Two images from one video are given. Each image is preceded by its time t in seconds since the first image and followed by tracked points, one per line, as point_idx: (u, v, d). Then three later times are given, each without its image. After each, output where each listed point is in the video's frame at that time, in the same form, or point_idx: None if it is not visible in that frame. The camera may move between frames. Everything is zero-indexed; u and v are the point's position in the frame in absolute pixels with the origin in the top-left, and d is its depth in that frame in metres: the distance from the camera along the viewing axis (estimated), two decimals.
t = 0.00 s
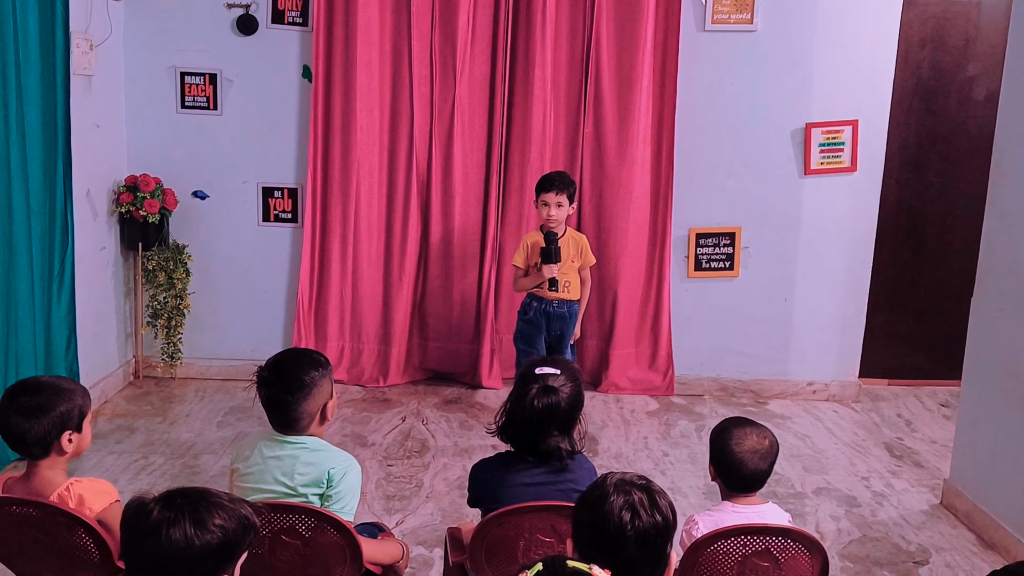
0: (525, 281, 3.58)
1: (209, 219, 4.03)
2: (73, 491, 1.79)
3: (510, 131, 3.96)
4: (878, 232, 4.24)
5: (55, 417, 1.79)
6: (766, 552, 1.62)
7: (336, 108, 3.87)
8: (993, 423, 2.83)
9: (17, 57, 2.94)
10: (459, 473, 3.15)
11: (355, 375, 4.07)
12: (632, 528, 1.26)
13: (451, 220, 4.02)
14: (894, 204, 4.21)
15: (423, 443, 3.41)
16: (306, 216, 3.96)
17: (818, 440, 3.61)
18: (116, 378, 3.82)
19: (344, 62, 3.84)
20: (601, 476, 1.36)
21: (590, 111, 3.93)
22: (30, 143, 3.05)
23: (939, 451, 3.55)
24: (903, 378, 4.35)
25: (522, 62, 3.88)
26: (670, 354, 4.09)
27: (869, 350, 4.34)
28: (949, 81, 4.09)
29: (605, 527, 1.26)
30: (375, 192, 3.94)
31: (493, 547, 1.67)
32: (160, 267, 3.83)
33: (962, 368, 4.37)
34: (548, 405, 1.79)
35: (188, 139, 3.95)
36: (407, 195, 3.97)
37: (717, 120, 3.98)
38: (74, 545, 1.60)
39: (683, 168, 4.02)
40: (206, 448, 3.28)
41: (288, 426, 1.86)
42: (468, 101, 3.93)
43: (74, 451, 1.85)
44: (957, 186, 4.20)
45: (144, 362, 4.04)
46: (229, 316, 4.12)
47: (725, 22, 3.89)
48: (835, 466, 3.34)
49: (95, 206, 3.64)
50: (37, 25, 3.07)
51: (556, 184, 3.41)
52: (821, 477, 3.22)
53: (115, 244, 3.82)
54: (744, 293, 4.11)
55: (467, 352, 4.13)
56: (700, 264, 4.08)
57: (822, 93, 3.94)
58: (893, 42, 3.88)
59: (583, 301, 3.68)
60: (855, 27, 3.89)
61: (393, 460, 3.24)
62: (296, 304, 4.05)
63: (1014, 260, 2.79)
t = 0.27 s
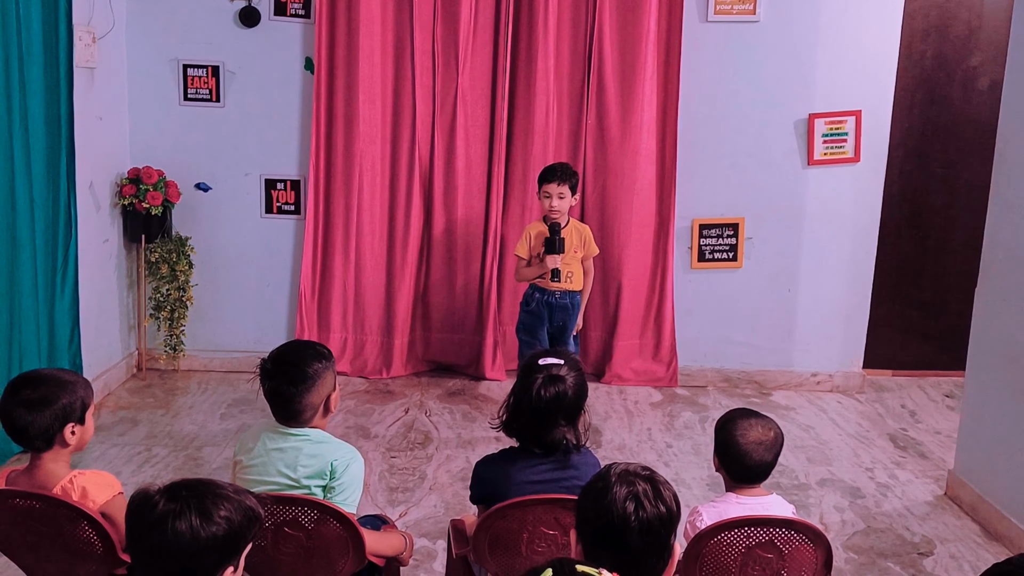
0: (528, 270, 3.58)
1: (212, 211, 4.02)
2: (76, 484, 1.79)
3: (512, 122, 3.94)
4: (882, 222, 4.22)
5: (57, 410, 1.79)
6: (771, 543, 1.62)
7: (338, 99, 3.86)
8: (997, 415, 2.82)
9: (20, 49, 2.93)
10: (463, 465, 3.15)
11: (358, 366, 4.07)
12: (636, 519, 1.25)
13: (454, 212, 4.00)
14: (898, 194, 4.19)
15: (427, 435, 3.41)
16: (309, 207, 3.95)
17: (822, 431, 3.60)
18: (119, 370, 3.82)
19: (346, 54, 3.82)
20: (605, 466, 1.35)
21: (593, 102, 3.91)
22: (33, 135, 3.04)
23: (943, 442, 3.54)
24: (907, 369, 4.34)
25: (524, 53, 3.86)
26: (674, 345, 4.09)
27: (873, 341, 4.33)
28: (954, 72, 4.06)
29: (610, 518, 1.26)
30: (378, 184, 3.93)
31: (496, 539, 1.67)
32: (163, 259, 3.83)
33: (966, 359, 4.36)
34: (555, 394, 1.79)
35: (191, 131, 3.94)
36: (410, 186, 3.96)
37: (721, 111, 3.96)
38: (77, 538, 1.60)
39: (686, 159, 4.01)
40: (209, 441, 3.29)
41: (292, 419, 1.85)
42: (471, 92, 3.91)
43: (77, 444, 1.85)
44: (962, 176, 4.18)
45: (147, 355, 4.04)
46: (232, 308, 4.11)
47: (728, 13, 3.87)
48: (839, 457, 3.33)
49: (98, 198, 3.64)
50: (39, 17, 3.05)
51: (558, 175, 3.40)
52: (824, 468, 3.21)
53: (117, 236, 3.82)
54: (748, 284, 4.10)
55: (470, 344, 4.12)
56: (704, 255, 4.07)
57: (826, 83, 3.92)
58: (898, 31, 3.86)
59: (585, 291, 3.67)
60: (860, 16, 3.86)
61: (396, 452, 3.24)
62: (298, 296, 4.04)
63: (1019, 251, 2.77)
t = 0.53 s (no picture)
0: (530, 262, 3.58)
1: (215, 204, 4.02)
2: (80, 474, 1.80)
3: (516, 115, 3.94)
4: (885, 216, 4.22)
5: (61, 401, 1.80)
6: (772, 536, 1.62)
7: (341, 92, 3.86)
8: (998, 410, 2.83)
9: (23, 40, 2.93)
10: (465, 457, 3.16)
11: (361, 359, 4.08)
12: (639, 511, 1.26)
13: (457, 205, 4.01)
14: (901, 188, 4.19)
15: (429, 427, 3.42)
16: (312, 200, 3.95)
17: (823, 425, 3.61)
18: (122, 362, 3.83)
19: (349, 46, 3.82)
20: (608, 459, 1.36)
21: (597, 96, 3.91)
22: (36, 127, 3.04)
23: (945, 436, 3.55)
24: (908, 363, 4.35)
25: (528, 46, 3.86)
26: (677, 338, 4.09)
27: (875, 335, 4.33)
28: (957, 66, 4.06)
29: (612, 510, 1.26)
30: (381, 177, 3.94)
31: (499, 530, 1.68)
32: (166, 251, 3.84)
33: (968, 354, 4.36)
34: (557, 389, 1.80)
35: (194, 123, 3.94)
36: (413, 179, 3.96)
37: (724, 105, 3.96)
38: (81, 528, 1.61)
39: (689, 153, 4.01)
40: (212, 432, 3.30)
41: (294, 412, 1.86)
42: (474, 85, 3.91)
43: (80, 435, 1.86)
44: (965, 171, 4.17)
45: (150, 346, 4.05)
46: (235, 300, 4.12)
47: (731, 7, 3.86)
48: (840, 450, 3.34)
49: (101, 190, 3.64)
50: (43, 8, 3.06)
51: (562, 167, 3.40)
52: (826, 462, 3.22)
53: (120, 228, 3.82)
54: (750, 277, 4.10)
55: (473, 337, 4.13)
56: (706, 248, 4.07)
57: (829, 77, 3.91)
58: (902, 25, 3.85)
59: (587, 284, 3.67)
60: (864, 11, 3.85)
61: (399, 444, 3.25)
62: (301, 289, 4.05)
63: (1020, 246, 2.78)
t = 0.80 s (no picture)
0: (529, 256, 3.59)
1: (214, 199, 4.03)
2: (82, 470, 1.81)
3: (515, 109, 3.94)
4: (884, 209, 4.23)
5: (64, 396, 1.81)
6: (772, 526, 1.63)
7: (340, 87, 3.86)
8: (996, 401, 2.84)
9: (21, 36, 2.93)
10: (466, 451, 3.17)
11: (362, 354, 4.09)
12: (638, 504, 1.27)
13: (456, 199, 4.01)
14: (900, 181, 4.19)
15: (430, 422, 3.43)
16: (311, 195, 3.95)
17: (823, 417, 3.62)
18: (122, 358, 3.84)
19: (348, 41, 3.82)
20: (607, 452, 1.37)
21: (595, 90, 3.91)
22: (35, 123, 3.04)
23: (943, 427, 3.56)
24: (908, 355, 4.36)
25: (526, 41, 3.85)
26: (676, 332, 4.10)
27: (874, 327, 4.34)
28: (956, 59, 4.06)
29: (611, 503, 1.27)
30: (380, 171, 3.94)
31: (500, 523, 1.68)
32: (166, 246, 3.84)
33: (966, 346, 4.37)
34: (555, 379, 1.82)
35: (192, 119, 3.94)
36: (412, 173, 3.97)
37: (722, 98, 3.96)
38: (83, 523, 1.62)
39: (688, 147, 4.01)
40: (213, 428, 3.31)
41: (294, 406, 1.87)
42: (473, 79, 3.91)
43: (82, 430, 1.86)
44: (963, 163, 4.18)
45: (150, 342, 4.06)
46: (235, 296, 4.13)
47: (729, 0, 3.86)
48: (840, 442, 3.35)
49: (100, 186, 3.64)
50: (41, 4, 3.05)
51: (561, 160, 3.41)
52: (825, 454, 3.23)
53: (119, 224, 3.83)
54: (750, 270, 4.11)
55: (472, 331, 4.13)
56: (705, 242, 4.08)
57: (827, 70, 3.91)
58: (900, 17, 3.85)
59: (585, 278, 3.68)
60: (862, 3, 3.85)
61: (400, 438, 3.26)
62: (301, 284, 4.05)
63: (1018, 238, 2.78)
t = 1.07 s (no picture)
0: (524, 251, 3.58)
1: (210, 195, 4.02)
2: (78, 465, 1.81)
3: (511, 105, 3.94)
4: (879, 204, 4.23)
5: (63, 391, 1.81)
6: (767, 520, 1.64)
7: (336, 82, 3.85)
8: (991, 396, 2.85)
9: (17, 31, 2.92)
10: (462, 446, 3.17)
11: (358, 349, 4.08)
12: (634, 500, 1.27)
13: (452, 194, 4.01)
14: (896, 176, 4.20)
15: (426, 417, 3.43)
16: (307, 190, 3.95)
17: (818, 412, 3.63)
18: (118, 354, 3.83)
19: (344, 36, 3.81)
20: (604, 447, 1.37)
21: (592, 85, 3.90)
22: (31, 118, 3.03)
23: (938, 422, 3.57)
24: (903, 350, 4.37)
25: (523, 36, 3.85)
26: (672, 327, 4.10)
27: (870, 323, 4.35)
28: (950, 54, 4.07)
29: (608, 499, 1.27)
30: (377, 167, 3.93)
31: (496, 518, 1.69)
32: (162, 242, 3.83)
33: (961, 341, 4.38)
34: (553, 372, 1.81)
35: (188, 114, 3.93)
36: (408, 168, 3.96)
37: (718, 94, 3.96)
38: (80, 518, 1.61)
39: (684, 142, 4.01)
40: (209, 423, 3.30)
41: (290, 400, 1.87)
42: (470, 74, 3.90)
43: (80, 426, 1.86)
44: (959, 159, 4.18)
45: (146, 338, 4.05)
46: (231, 291, 4.12)
47: None
48: (835, 437, 3.36)
49: (96, 181, 3.63)
50: None
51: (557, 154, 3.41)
52: (821, 448, 3.24)
53: (115, 220, 3.82)
54: (746, 265, 4.11)
55: (469, 326, 4.13)
56: (701, 237, 4.08)
57: (823, 65, 3.91)
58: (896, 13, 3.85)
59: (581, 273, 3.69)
60: None
61: (396, 433, 3.26)
62: (297, 279, 4.05)
63: (1013, 233, 2.79)
